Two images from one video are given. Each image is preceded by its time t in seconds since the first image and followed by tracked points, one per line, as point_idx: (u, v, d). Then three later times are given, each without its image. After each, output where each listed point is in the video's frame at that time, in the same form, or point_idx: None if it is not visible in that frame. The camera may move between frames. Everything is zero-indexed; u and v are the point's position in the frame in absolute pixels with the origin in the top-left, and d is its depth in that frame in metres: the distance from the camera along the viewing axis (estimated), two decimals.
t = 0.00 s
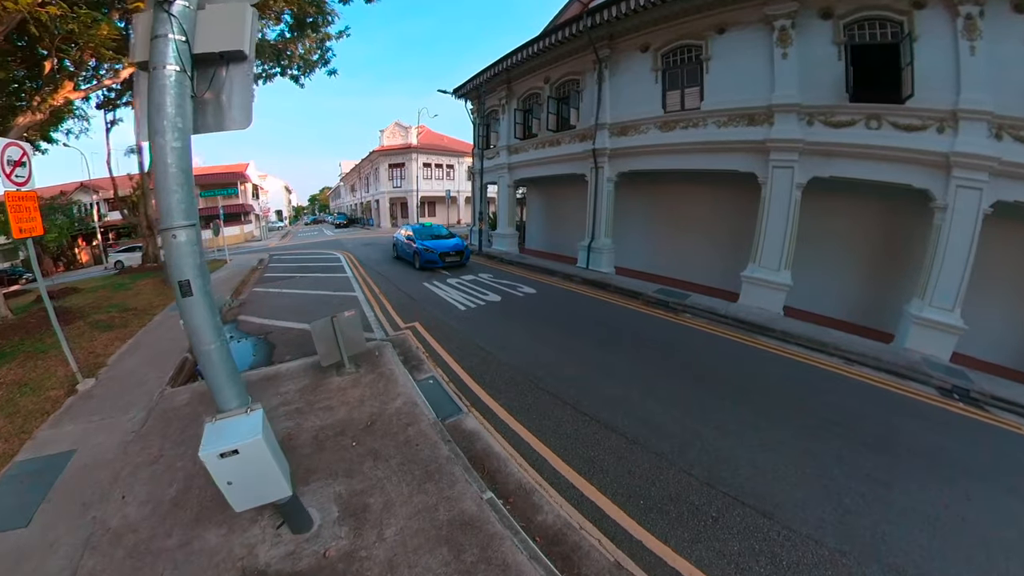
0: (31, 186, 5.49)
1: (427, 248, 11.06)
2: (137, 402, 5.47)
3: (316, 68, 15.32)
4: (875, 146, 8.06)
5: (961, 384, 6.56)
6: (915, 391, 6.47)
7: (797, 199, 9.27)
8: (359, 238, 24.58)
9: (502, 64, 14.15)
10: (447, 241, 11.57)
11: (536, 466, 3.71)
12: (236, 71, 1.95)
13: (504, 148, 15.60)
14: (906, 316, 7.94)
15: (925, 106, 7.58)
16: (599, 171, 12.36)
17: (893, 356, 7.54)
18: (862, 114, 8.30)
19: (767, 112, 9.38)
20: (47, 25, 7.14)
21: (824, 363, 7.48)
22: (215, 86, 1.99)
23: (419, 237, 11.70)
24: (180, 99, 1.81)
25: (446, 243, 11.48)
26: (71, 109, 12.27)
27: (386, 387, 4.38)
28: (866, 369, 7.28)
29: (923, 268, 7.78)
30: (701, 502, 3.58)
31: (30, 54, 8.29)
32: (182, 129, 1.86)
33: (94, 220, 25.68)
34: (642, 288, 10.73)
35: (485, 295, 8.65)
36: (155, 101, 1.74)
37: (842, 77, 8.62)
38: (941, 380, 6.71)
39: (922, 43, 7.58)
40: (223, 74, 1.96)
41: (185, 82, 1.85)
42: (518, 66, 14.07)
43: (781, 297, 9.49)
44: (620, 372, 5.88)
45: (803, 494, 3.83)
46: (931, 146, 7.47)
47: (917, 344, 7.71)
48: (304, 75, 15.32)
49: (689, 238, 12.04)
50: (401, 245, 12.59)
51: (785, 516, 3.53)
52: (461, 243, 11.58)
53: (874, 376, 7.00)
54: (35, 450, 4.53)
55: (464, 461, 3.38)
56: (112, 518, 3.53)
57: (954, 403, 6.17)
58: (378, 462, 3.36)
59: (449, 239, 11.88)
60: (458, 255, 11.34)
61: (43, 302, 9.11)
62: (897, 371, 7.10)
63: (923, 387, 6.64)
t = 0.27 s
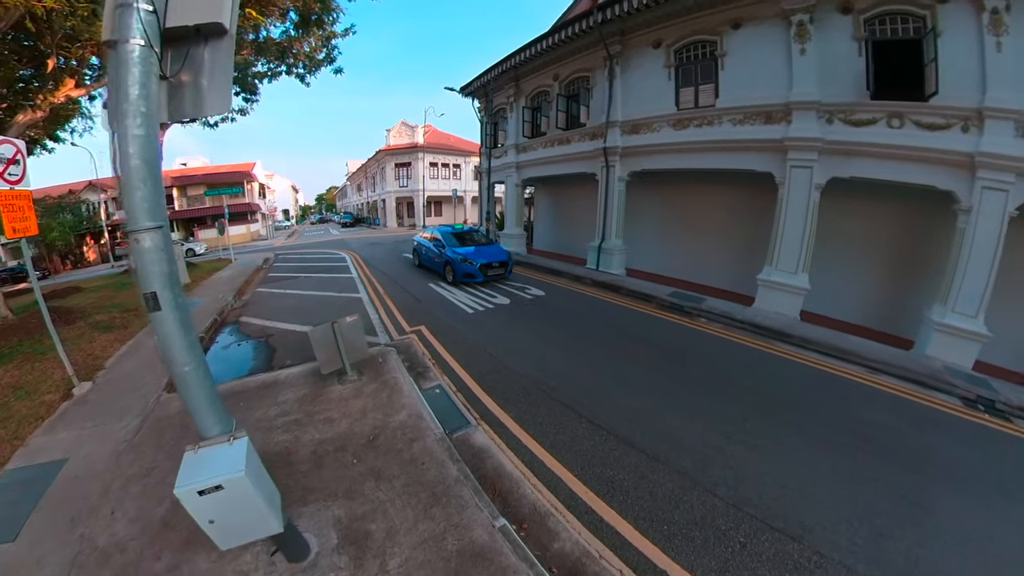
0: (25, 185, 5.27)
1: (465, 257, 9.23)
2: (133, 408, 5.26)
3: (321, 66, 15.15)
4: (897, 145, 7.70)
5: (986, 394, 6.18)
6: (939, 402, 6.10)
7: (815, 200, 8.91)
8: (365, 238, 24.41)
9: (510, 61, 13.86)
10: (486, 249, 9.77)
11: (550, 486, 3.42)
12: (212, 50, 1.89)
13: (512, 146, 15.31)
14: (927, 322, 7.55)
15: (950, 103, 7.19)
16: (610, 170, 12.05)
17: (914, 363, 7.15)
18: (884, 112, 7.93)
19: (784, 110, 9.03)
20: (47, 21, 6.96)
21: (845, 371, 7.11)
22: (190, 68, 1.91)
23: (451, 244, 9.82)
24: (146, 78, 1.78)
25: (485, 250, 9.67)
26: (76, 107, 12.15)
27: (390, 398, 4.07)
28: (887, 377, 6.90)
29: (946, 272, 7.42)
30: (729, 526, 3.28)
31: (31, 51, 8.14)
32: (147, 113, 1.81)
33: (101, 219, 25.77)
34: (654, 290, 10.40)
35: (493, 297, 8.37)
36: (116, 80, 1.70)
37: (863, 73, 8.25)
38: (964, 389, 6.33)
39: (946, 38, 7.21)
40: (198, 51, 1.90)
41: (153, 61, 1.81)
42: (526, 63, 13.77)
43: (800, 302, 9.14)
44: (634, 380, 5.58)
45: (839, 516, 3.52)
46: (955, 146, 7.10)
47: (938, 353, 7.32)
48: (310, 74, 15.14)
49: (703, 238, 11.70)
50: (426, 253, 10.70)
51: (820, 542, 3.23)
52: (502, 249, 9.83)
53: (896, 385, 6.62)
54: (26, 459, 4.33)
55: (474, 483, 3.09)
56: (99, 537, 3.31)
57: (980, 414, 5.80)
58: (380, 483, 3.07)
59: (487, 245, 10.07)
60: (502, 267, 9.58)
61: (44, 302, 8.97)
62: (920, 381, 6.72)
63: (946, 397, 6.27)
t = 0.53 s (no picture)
0: (19, 182, 5.06)
1: (524, 275, 7.56)
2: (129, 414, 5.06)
3: (327, 64, 14.98)
4: (919, 145, 7.35)
5: (1012, 404, 5.84)
6: (964, 413, 5.77)
7: (834, 202, 8.57)
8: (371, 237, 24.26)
9: (519, 58, 13.58)
10: (543, 261, 8.12)
11: (567, 508, 3.16)
12: (188, 16, 1.67)
13: (520, 145, 15.03)
14: (949, 329, 7.22)
15: (975, 102, 6.84)
16: (622, 169, 11.76)
17: (936, 371, 6.81)
18: (907, 109, 7.56)
19: (803, 107, 8.70)
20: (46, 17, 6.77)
21: (864, 378, 6.79)
22: (163, 42, 1.70)
23: (502, 256, 8.11)
24: (108, 49, 1.55)
25: (543, 264, 8.02)
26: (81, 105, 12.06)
27: (395, 409, 3.81)
28: (907, 386, 6.55)
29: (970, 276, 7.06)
30: (761, 552, 3.00)
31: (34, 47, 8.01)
32: (112, 94, 1.58)
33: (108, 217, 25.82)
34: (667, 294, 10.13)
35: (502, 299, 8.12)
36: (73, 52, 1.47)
37: (885, 70, 7.89)
38: (989, 400, 5.98)
39: (971, 33, 6.88)
40: (173, 22, 1.68)
41: (117, 30, 1.59)
42: (535, 60, 13.48)
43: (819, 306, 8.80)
44: (650, 389, 5.30)
45: (880, 541, 3.23)
46: (979, 146, 6.77)
47: (961, 360, 6.98)
48: (315, 72, 14.98)
49: (717, 240, 11.37)
50: (464, 264, 8.97)
51: (861, 571, 2.95)
52: (561, 262, 8.23)
53: (918, 394, 6.27)
54: (17, 466, 4.13)
55: (487, 507, 2.84)
56: (87, 556, 3.10)
57: (1008, 427, 5.46)
58: (385, 505, 2.82)
59: (542, 257, 8.45)
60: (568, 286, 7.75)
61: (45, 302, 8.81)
62: (941, 390, 6.37)
63: (970, 408, 5.94)
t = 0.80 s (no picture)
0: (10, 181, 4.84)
1: (626, 308, 5.59)
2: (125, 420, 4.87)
3: (333, 62, 14.82)
4: (942, 145, 7.02)
5: None
6: (989, 424, 5.39)
7: (854, 203, 8.24)
8: (377, 237, 24.12)
9: (526, 55, 13.32)
10: (637, 285, 6.21)
11: (585, 534, 2.90)
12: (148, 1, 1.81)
13: (528, 144, 14.75)
14: (972, 336, 6.85)
15: (1004, 99, 6.50)
16: (633, 168, 11.46)
17: (959, 381, 6.43)
18: (930, 108, 7.21)
19: (821, 105, 8.38)
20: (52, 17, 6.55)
21: (883, 386, 6.41)
22: (125, 14, 1.83)
23: (586, 279, 6.16)
24: (53, 21, 1.61)
25: (640, 288, 6.11)
26: (87, 103, 11.98)
27: (400, 422, 3.57)
28: (929, 396, 6.18)
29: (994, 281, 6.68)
30: None
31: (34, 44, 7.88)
32: (46, 64, 1.62)
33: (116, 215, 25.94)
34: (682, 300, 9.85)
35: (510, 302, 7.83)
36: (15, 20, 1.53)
37: (907, 66, 7.54)
38: (1015, 411, 5.61)
39: (996, 29, 6.57)
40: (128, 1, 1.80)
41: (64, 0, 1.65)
42: (543, 57, 13.22)
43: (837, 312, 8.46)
44: (668, 399, 4.99)
45: (931, 573, 2.91)
46: (1004, 146, 6.44)
47: (985, 369, 6.59)
48: (321, 70, 14.83)
49: (732, 241, 11.04)
50: (525, 286, 7.03)
51: None
52: (659, 285, 6.30)
53: (939, 404, 5.89)
54: (5, 476, 3.95)
55: (499, 535, 2.58)
56: None
57: None
58: (387, 533, 2.57)
59: (632, 278, 6.51)
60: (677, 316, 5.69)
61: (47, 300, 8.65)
62: (964, 400, 5.99)
63: (995, 419, 5.55)
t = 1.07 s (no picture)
0: None
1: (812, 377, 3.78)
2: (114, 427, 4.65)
3: (336, 60, 14.62)
4: (967, 144, 6.63)
5: None
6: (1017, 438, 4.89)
7: (875, 203, 7.85)
8: (382, 236, 23.93)
9: (534, 51, 13.04)
10: (809, 337, 4.38)
11: (603, 565, 2.62)
12: None
13: (535, 142, 14.45)
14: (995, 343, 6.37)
15: None
16: (644, 167, 11.16)
17: (982, 390, 5.95)
18: (954, 105, 6.84)
19: (841, 102, 8.03)
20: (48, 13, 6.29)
21: (899, 396, 5.90)
22: None
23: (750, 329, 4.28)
24: None
25: (817, 342, 4.31)
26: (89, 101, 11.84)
27: (402, 438, 3.30)
28: (950, 406, 5.68)
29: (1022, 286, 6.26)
30: None
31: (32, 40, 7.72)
32: None
33: (122, 214, 25.96)
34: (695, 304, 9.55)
35: (518, 303, 7.51)
36: None
37: (931, 61, 7.14)
38: None
39: None
40: None
41: None
42: (550, 53, 12.93)
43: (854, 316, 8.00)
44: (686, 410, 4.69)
45: None
46: None
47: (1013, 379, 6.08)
48: (325, 68, 14.64)
49: (748, 242, 10.71)
50: (635, 326, 5.14)
51: None
52: (839, 343, 4.47)
53: (961, 415, 5.42)
54: None
55: (510, 571, 2.31)
56: None
57: None
58: (384, 567, 2.31)
59: (793, 325, 4.64)
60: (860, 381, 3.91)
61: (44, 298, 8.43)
62: (987, 411, 5.47)
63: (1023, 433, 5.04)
